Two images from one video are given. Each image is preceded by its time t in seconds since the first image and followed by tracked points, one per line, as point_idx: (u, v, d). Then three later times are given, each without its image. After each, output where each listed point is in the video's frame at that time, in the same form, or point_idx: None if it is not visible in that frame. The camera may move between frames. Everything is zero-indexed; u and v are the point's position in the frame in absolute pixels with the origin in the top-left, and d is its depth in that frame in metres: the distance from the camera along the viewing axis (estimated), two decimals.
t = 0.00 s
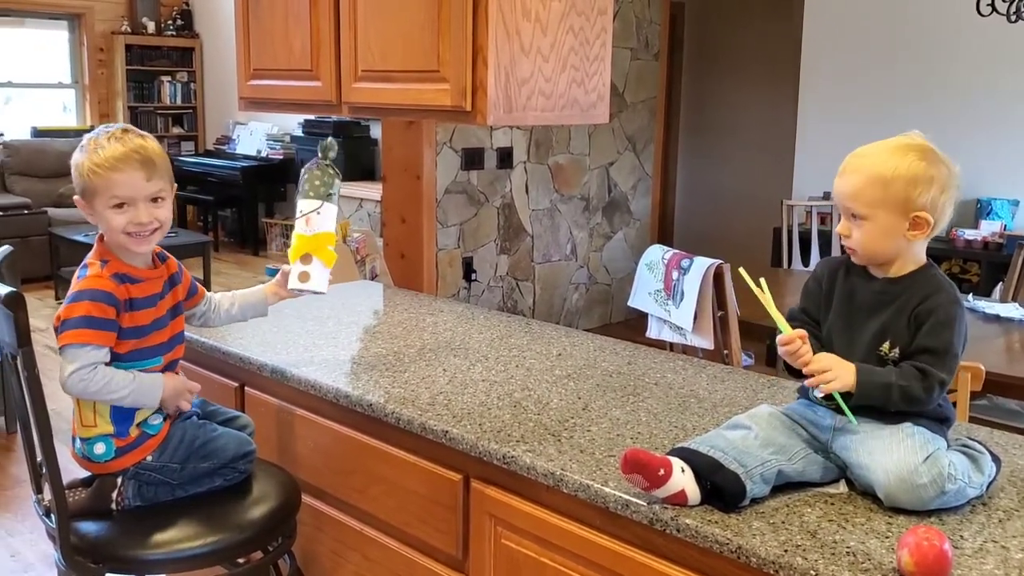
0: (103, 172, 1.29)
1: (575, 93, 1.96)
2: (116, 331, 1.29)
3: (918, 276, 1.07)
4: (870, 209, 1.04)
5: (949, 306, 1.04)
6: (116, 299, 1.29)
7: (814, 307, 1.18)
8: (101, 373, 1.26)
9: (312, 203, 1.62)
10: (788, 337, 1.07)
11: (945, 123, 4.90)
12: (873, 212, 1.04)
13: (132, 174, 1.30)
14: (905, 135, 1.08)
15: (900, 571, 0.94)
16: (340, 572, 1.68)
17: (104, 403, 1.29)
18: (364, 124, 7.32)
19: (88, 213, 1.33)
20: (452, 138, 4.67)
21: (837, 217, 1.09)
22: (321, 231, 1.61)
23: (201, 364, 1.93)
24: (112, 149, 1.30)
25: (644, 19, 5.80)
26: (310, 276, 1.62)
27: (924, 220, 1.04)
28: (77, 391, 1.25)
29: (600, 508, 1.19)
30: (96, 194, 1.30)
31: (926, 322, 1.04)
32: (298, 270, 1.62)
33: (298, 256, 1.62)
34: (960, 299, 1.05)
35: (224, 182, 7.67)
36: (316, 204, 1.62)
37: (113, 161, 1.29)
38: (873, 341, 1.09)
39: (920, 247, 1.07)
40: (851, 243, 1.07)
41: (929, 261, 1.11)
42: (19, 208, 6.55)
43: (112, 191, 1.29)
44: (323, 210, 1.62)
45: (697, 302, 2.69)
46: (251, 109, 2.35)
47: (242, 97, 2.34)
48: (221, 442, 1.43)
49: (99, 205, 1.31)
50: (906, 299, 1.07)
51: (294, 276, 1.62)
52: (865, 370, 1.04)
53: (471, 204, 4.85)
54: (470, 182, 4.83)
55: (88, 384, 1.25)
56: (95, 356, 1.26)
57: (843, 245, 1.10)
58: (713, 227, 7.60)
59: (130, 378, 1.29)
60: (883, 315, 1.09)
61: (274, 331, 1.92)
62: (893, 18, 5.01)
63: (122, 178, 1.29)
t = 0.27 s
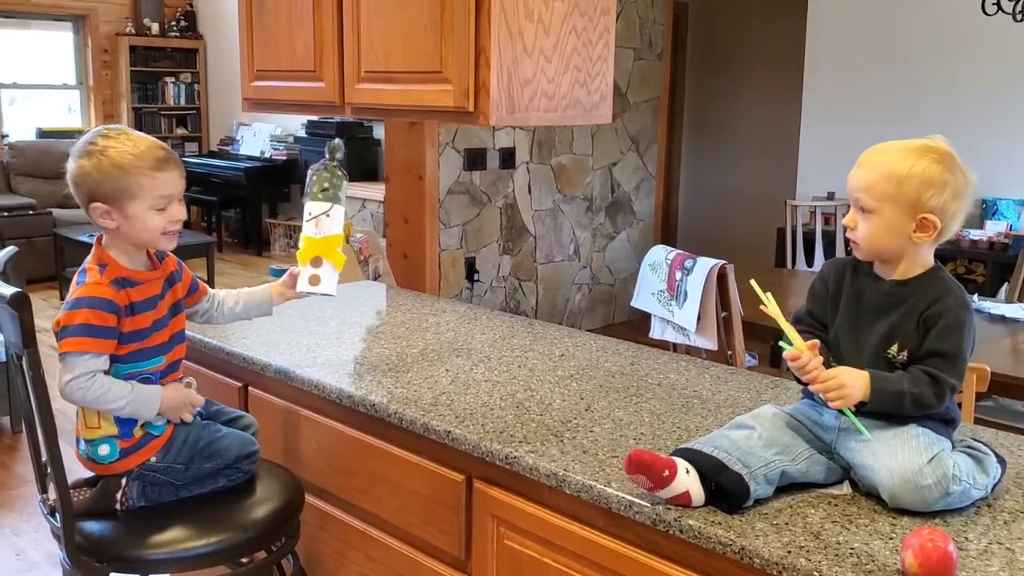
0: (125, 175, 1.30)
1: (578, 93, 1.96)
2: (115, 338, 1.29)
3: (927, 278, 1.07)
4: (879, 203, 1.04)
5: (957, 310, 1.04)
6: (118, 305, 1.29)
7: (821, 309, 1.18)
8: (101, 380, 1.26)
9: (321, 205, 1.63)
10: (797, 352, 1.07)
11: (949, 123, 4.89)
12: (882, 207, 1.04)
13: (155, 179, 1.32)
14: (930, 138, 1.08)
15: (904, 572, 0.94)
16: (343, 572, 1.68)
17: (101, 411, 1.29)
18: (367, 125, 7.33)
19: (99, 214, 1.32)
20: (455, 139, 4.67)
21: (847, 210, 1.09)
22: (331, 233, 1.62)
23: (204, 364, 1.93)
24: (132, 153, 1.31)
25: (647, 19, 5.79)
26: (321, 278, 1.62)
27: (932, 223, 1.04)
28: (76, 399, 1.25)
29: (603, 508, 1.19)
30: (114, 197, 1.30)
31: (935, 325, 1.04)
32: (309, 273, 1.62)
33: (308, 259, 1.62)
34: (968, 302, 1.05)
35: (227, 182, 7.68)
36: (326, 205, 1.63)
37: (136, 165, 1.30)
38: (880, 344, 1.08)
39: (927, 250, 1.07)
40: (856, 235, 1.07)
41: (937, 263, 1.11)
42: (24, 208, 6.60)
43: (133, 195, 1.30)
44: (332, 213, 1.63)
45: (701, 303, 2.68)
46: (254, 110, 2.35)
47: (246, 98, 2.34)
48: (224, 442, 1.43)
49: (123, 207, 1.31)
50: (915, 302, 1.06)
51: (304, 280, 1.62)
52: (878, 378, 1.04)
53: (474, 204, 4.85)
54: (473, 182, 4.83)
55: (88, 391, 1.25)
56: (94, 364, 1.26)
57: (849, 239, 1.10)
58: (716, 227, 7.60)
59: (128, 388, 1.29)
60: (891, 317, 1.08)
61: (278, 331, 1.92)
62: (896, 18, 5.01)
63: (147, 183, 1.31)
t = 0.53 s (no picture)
0: (161, 183, 1.32)
1: (578, 94, 1.96)
2: (115, 342, 1.29)
3: (923, 280, 1.07)
4: (875, 202, 1.05)
5: (954, 311, 1.04)
6: (121, 309, 1.30)
7: (817, 310, 1.18)
8: (100, 383, 1.27)
9: (331, 231, 1.61)
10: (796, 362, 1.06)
11: (949, 124, 4.89)
12: (878, 207, 1.05)
13: (187, 188, 1.35)
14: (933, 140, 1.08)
15: (902, 570, 0.94)
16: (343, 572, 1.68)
17: (99, 416, 1.30)
18: (368, 125, 7.33)
19: (124, 221, 1.31)
20: (455, 139, 4.67)
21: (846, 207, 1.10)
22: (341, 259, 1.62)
23: (204, 364, 1.93)
24: (165, 162, 1.33)
25: (647, 20, 5.80)
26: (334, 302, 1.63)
27: (926, 225, 1.04)
28: (72, 401, 1.25)
29: (603, 508, 1.19)
30: (145, 204, 1.32)
31: (932, 328, 1.04)
32: (321, 299, 1.62)
33: (320, 285, 1.62)
34: (965, 304, 1.05)
35: (228, 182, 7.69)
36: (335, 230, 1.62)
37: (172, 174, 1.33)
38: (878, 346, 1.09)
39: (924, 252, 1.07)
40: (853, 234, 1.08)
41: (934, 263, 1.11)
42: (22, 209, 6.57)
43: (165, 202, 1.33)
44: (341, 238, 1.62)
45: (700, 303, 2.68)
46: (254, 110, 2.36)
47: (246, 99, 2.35)
48: (224, 442, 1.43)
49: (154, 215, 1.33)
50: (912, 304, 1.07)
51: (316, 305, 1.62)
52: (878, 384, 1.04)
53: (475, 204, 4.85)
54: (474, 183, 4.83)
55: (88, 392, 1.26)
56: (92, 368, 1.26)
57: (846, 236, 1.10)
58: (716, 228, 7.60)
59: (124, 396, 1.29)
60: (887, 318, 1.09)
61: (278, 331, 1.93)
62: (896, 19, 5.01)
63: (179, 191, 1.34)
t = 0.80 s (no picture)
0: (193, 185, 1.35)
1: (578, 94, 1.97)
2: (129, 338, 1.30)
3: (924, 281, 1.07)
4: (871, 202, 1.06)
5: (956, 314, 1.04)
6: (137, 305, 1.31)
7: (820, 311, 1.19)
8: (110, 376, 1.28)
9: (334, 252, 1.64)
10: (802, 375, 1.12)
11: (949, 123, 4.89)
12: (874, 206, 1.06)
13: (215, 193, 1.38)
14: (933, 139, 1.07)
15: (902, 569, 0.94)
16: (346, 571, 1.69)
17: (105, 410, 1.30)
18: (368, 125, 7.34)
19: (152, 219, 1.33)
20: (456, 139, 4.68)
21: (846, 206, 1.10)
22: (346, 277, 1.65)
23: (206, 363, 1.94)
24: (197, 166, 1.36)
25: (647, 20, 5.80)
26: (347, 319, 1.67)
27: (920, 224, 1.04)
28: (82, 393, 1.26)
29: (604, 507, 1.20)
30: (175, 204, 1.34)
31: (934, 330, 1.05)
32: (334, 318, 1.66)
33: (332, 305, 1.65)
34: (967, 306, 1.05)
35: (229, 182, 7.71)
36: (333, 250, 1.64)
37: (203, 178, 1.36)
38: (879, 348, 1.09)
39: (921, 252, 1.07)
40: (851, 233, 1.09)
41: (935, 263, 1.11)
42: (25, 208, 6.75)
43: (194, 206, 1.36)
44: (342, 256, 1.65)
45: (700, 303, 2.69)
46: (256, 110, 2.36)
47: (248, 99, 2.35)
48: (226, 441, 1.44)
49: (183, 216, 1.35)
50: (914, 305, 1.07)
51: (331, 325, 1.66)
52: (886, 389, 1.03)
53: (475, 204, 4.86)
54: (474, 183, 4.84)
55: (97, 383, 1.26)
56: (104, 361, 1.27)
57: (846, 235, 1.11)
58: (716, 228, 7.61)
59: (132, 392, 1.30)
60: (889, 320, 1.09)
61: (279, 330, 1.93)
62: (896, 19, 5.02)
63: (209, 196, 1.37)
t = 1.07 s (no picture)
0: (213, 184, 1.36)
1: (581, 93, 1.97)
2: (140, 334, 1.30)
3: (932, 281, 1.07)
4: (878, 203, 1.06)
5: (965, 315, 1.04)
6: (151, 301, 1.31)
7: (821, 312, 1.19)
8: (121, 369, 1.28)
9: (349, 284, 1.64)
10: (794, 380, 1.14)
11: (951, 123, 4.89)
12: (881, 207, 1.06)
13: (233, 195, 1.40)
14: (939, 139, 1.07)
15: (904, 568, 0.95)
16: (348, 570, 1.69)
17: (113, 404, 1.30)
18: (370, 125, 7.34)
19: (169, 215, 1.34)
20: (458, 139, 4.69)
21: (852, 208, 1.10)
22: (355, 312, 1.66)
23: (209, 363, 1.94)
24: (217, 166, 1.38)
25: (649, 20, 5.80)
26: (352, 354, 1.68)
27: (927, 224, 1.04)
28: (93, 385, 1.26)
29: (606, 506, 1.20)
30: (194, 201, 1.35)
31: (942, 331, 1.04)
32: (340, 350, 1.67)
33: (340, 338, 1.66)
34: (975, 307, 1.05)
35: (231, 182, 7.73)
36: (347, 284, 1.64)
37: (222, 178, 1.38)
38: (885, 348, 1.09)
39: (928, 253, 1.07)
40: (859, 235, 1.09)
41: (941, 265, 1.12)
42: (30, 208, 6.78)
43: (212, 204, 1.37)
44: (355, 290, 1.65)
45: (702, 302, 2.69)
46: (259, 109, 2.36)
47: (250, 99, 2.35)
48: (229, 440, 1.44)
49: (200, 214, 1.36)
50: (922, 306, 1.07)
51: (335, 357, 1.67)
52: (902, 391, 1.02)
53: (477, 204, 4.86)
54: (476, 183, 4.84)
55: (107, 374, 1.26)
56: (116, 355, 1.27)
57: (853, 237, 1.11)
58: (718, 228, 7.61)
59: (142, 388, 1.30)
60: (897, 321, 1.09)
61: (281, 329, 1.93)
62: (899, 19, 5.01)
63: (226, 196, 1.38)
